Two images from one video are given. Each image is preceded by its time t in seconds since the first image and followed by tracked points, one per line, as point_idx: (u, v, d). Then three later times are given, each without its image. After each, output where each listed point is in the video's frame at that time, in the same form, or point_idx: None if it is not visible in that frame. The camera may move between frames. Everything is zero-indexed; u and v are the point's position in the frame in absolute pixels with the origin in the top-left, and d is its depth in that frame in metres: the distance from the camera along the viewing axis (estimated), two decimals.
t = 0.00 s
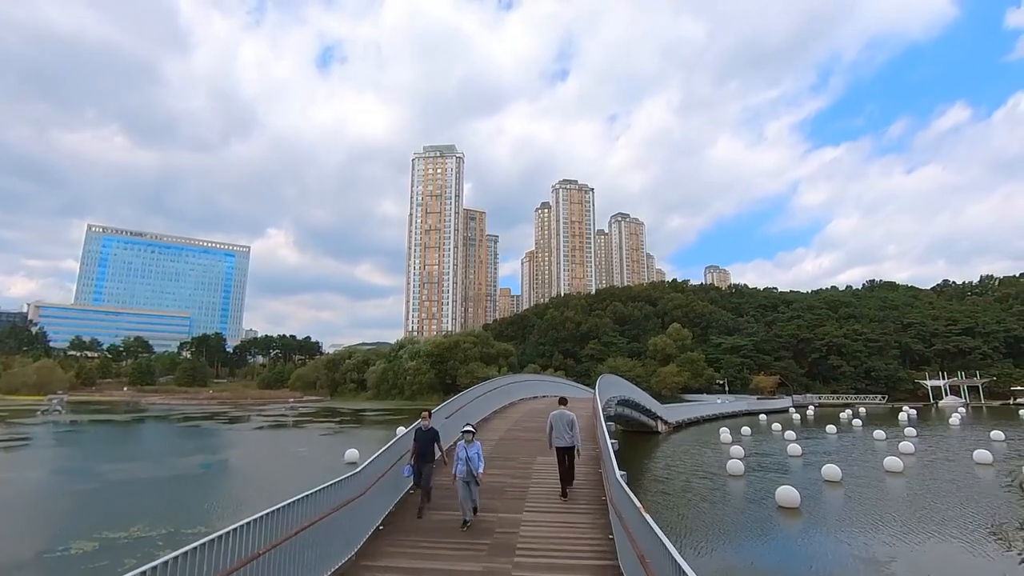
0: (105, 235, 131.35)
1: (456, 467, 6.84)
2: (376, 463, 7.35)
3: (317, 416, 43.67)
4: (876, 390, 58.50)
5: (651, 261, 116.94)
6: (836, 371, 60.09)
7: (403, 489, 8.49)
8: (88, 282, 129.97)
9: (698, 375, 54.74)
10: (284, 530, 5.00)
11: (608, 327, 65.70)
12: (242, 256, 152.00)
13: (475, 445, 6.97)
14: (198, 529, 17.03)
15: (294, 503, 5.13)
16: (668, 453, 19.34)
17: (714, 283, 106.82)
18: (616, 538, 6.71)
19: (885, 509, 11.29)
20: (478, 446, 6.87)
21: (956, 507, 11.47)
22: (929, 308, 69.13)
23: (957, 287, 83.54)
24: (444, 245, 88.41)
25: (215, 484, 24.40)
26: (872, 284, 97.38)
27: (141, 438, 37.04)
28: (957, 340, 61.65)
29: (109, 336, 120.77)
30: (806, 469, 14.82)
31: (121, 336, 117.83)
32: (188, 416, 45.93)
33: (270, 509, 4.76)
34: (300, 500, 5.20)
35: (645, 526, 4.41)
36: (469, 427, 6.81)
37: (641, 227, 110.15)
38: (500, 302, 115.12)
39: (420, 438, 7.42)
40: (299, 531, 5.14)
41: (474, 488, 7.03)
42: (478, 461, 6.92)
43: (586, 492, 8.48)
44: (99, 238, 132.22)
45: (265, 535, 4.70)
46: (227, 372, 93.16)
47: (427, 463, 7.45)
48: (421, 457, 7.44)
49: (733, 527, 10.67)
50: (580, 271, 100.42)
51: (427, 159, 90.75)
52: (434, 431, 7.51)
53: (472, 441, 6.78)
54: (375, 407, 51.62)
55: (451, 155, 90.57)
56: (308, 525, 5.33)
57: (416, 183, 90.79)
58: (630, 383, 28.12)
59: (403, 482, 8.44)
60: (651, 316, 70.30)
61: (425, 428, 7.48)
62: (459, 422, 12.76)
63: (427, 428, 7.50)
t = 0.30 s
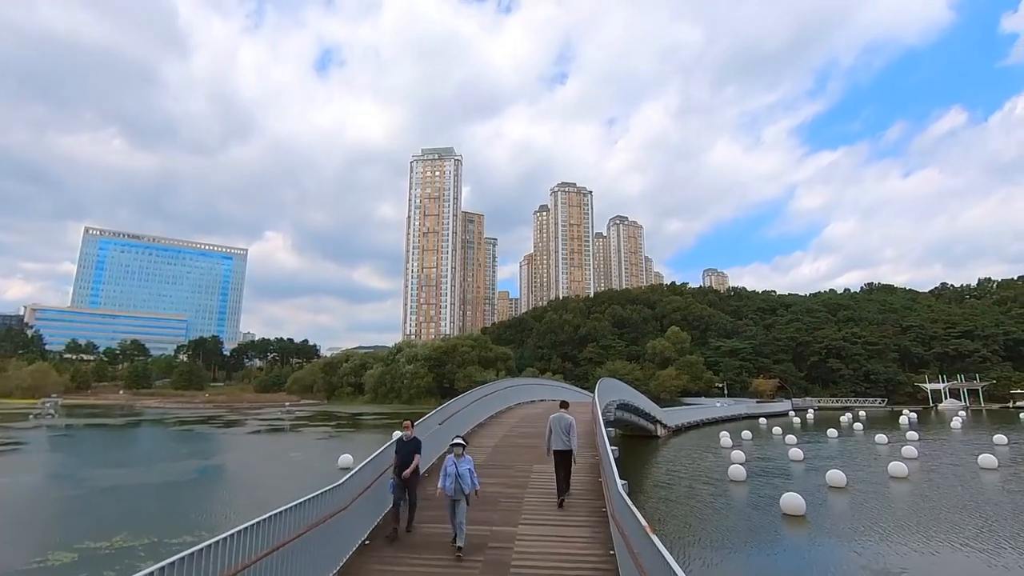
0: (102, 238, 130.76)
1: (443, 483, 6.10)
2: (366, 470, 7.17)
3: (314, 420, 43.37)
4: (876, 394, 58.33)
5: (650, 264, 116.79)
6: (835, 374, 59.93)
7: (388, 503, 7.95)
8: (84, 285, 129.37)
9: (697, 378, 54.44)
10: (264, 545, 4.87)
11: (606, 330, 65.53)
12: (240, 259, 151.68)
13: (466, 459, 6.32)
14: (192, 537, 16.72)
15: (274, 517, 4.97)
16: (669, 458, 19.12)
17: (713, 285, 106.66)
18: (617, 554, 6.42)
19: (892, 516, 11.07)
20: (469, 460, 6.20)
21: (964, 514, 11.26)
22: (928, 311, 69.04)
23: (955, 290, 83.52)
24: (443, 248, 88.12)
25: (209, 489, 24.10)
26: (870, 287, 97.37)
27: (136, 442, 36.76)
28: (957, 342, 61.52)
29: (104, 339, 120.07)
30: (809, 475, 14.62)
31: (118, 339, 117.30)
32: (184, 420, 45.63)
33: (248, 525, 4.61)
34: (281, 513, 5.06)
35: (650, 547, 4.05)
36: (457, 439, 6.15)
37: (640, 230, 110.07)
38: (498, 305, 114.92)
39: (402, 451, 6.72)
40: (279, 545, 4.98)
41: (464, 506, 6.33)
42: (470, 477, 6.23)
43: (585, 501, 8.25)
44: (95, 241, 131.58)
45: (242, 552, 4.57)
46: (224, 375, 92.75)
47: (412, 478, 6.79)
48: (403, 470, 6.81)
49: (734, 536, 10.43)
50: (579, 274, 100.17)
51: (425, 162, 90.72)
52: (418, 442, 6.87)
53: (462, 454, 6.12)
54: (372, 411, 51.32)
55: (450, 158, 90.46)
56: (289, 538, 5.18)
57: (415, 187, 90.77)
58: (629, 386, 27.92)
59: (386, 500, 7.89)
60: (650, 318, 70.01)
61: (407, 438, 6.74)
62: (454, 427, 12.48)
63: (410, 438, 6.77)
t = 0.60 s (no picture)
0: (99, 240, 130.44)
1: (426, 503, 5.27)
2: (355, 473, 7.04)
3: (310, 424, 43.05)
4: (875, 397, 58.12)
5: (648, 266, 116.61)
6: (834, 377, 59.73)
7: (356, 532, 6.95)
8: (80, 287, 128.91)
9: (696, 381, 54.12)
10: (254, 549, 4.72)
11: (604, 333, 65.32)
12: (237, 261, 151.29)
13: (452, 474, 5.57)
14: (185, 545, 16.38)
15: (263, 521, 4.84)
16: (668, 462, 18.89)
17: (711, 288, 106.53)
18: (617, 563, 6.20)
19: (897, 521, 10.85)
20: (456, 474, 5.43)
21: (971, 520, 11.04)
22: (927, 314, 68.89)
23: (953, 292, 83.52)
24: (440, 250, 87.93)
25: (201, 494, 23.82)
26: (868, 289, 97.37)
27: (130, 446, 36.45)
28: (955, 345, 61.40)
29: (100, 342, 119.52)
30: (811, 479, 14.41)
31: (114, 342, 116.77)
32: (179, 424, 45.29)
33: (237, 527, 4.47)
34: (270, 517, 4.91)
35: (659, 566, 3.59)
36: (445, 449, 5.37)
37: (638, 233, 109.94)
38: (496, 307, 114.65)
39: (374, 469, 5.84)
40: (270, 548, 4.86)
41: (450, 532, 5.44)
42: (456, 496, 5.39)
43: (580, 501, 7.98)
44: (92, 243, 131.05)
45: (229, 557, 4.41)
46: (220, 378, 92.36)
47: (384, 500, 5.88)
48: (376, 491, 5.87)
49: (737, 543, 10.20)
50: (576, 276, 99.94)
51: (422, 164, 90.62)
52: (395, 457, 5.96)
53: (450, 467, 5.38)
54: (369, 414, 51.01)
55: (447, 161, 90.35)
56: (280, 543, 5.04)
57: (412, 189, 90.64)
58: (628, 389, 27.67)
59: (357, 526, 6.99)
60: (649, 321, 69.78)
61: (380, 452, 5.88)
62: (449, 432, 12.16)
63: (383, 452, 5.91)
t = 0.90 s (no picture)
0: (94, 243, 130.08)
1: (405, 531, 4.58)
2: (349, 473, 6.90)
3: (306, 427, 42.67)
4: (874, 399, 57.92)
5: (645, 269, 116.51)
6: (833, 380, 59.58)
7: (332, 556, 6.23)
8: (76, 290, 128.31)
9: (694, 383, 53.87)
10: (247, 556, 4.62)
11: (602, 335, 65.07)
12: (234, 264, 150.78)
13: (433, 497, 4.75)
14: (175, 553, 16.00)
15: (262, 525, 4.79)
16: (668, 465, 18.66)
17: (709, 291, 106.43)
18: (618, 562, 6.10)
19: (902, 527, 10.64)
20: (439, 498, 4.64)
21: (978, 524, 10.82)
22: (925, 316, 68.81)
23: (951, 294, 83.56)
24: (438, 253, 87.66)
25: (195, 499, 23.51)
26: (865, 292, 97.46)
27: (124, 449, 36.06)
28: (954, 348, 61.34)
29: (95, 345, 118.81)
30: (814, 483, 14.19)
31: (109, 344, 116.18)
32: (173, 427, 44.87)
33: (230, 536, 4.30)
34: (267, 521, 4.84)
35: None
36: (426, 469, 4.61)
37: (635, 235, 109.83)
38: (493, 310, 114.33)
39: (348, 489, 5.23)
40: (267, 555, 4.81)
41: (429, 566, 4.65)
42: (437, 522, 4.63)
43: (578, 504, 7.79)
44: (88, 246, 130.61)
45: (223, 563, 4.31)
46: (216, 381, 91.79)
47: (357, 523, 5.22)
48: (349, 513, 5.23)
49: (741, 550, 9.96)
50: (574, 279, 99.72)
51: (419, 167, 90.50)
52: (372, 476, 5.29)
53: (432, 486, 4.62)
54: (365, 417, 50.65)
55: (445, 163, 90.25)
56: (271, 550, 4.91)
57: (410, 192, 90.44)
58: (627, 392, 27.42)
59: (330, 552, 6.19)
60: (647, 324, 69.56)
61: (356, 471, 5.26)
62: (443, 440, 11.76)
63: (359, 471, 5.28)
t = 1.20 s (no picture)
0: (92, 246, 129.97)
1: (375, 563, 3.94)
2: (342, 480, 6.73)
3: (303, 431, 42.34)
4: (874, 402, 57.71)
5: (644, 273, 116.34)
6: (832, 383, 59.43)
7: None
8: (72, 293, 127.89)
9: (693, 387, 53.74)
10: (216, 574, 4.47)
11: (600, 339, 64.88)
12: (231, 266, 150.35)
13: (412, 522, 4.11)
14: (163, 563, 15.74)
15: (234, 543, 4.66)
16: (667, 470, 18.47)
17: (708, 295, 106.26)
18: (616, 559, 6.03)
19: (908, 534, 10.42)
20: (418, 524, 4.04)
21: (984, 531, 10.61)
22: (925, 319, 68.70)
23: (949, 297, 83.49)
24: (436, 256, 87.47)
25: (188, 503, 23.23)
26: (865, 295, 97.32)
27: (119, 454, 35.76)
28: (953, 351, 61.19)
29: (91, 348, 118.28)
30: (815, 488, 14.02)
31: (106, 347, 115.71)
32: (169, 431, 44.50)
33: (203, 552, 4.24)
34: (237, 540, 4.66)
35: None
36: (402, 488, 4.05)
37: (634, 239, 109.70)
38: (492, 314, 114.12)
39: (315, 519, 4.38)
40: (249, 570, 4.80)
41: None
42: (414, 557, 4.00)
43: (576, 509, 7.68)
44: (85, 248, 130.35)
45: None
46: (213, 384, 91.38)
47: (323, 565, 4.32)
48: (313, 549, 4.37)
49: (742, 559, 9.75)
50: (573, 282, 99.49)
51: (418, 170, 90.51)
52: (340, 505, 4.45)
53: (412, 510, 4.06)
54: (363, 421, 50.34)
55: (443, 166, 90.26)
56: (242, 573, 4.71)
57: (408, 195, 90.40)
58: (626, 396, 27.25)
59: None
60: (645, 327, 69.33)
61: (324, 498, 4.40)
62: (438, 445, 11.48)
63: (328, 497, 4.43)
